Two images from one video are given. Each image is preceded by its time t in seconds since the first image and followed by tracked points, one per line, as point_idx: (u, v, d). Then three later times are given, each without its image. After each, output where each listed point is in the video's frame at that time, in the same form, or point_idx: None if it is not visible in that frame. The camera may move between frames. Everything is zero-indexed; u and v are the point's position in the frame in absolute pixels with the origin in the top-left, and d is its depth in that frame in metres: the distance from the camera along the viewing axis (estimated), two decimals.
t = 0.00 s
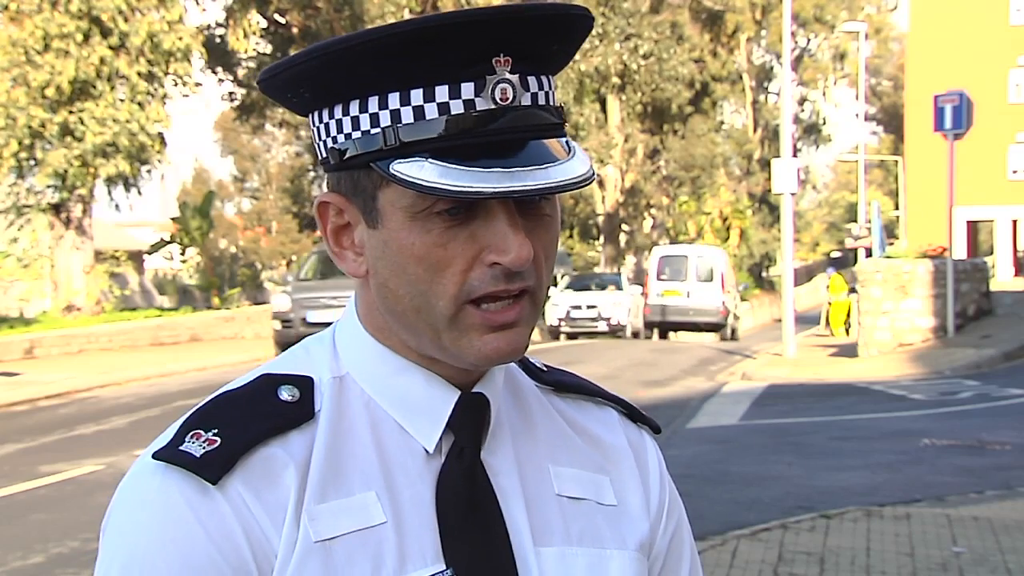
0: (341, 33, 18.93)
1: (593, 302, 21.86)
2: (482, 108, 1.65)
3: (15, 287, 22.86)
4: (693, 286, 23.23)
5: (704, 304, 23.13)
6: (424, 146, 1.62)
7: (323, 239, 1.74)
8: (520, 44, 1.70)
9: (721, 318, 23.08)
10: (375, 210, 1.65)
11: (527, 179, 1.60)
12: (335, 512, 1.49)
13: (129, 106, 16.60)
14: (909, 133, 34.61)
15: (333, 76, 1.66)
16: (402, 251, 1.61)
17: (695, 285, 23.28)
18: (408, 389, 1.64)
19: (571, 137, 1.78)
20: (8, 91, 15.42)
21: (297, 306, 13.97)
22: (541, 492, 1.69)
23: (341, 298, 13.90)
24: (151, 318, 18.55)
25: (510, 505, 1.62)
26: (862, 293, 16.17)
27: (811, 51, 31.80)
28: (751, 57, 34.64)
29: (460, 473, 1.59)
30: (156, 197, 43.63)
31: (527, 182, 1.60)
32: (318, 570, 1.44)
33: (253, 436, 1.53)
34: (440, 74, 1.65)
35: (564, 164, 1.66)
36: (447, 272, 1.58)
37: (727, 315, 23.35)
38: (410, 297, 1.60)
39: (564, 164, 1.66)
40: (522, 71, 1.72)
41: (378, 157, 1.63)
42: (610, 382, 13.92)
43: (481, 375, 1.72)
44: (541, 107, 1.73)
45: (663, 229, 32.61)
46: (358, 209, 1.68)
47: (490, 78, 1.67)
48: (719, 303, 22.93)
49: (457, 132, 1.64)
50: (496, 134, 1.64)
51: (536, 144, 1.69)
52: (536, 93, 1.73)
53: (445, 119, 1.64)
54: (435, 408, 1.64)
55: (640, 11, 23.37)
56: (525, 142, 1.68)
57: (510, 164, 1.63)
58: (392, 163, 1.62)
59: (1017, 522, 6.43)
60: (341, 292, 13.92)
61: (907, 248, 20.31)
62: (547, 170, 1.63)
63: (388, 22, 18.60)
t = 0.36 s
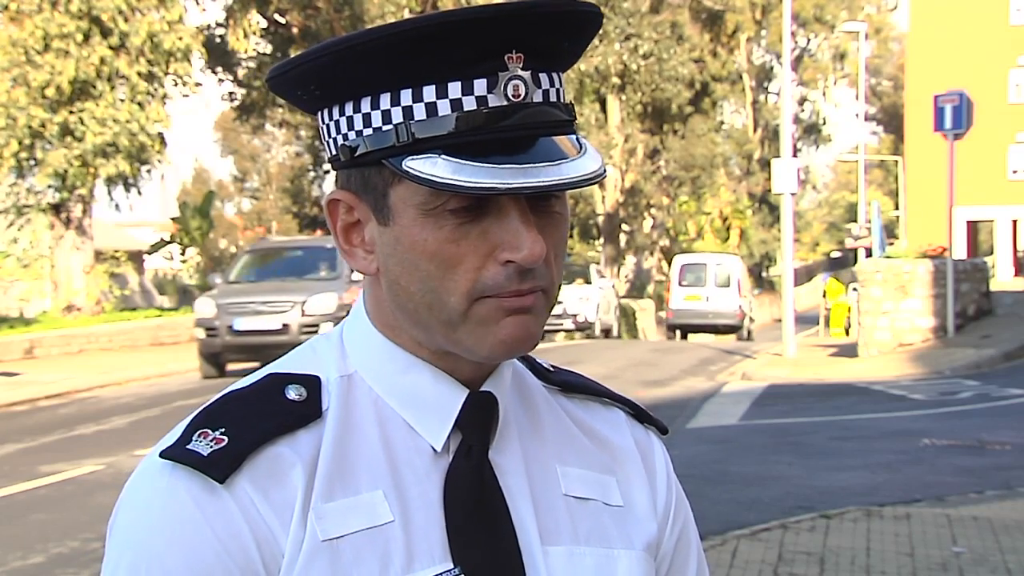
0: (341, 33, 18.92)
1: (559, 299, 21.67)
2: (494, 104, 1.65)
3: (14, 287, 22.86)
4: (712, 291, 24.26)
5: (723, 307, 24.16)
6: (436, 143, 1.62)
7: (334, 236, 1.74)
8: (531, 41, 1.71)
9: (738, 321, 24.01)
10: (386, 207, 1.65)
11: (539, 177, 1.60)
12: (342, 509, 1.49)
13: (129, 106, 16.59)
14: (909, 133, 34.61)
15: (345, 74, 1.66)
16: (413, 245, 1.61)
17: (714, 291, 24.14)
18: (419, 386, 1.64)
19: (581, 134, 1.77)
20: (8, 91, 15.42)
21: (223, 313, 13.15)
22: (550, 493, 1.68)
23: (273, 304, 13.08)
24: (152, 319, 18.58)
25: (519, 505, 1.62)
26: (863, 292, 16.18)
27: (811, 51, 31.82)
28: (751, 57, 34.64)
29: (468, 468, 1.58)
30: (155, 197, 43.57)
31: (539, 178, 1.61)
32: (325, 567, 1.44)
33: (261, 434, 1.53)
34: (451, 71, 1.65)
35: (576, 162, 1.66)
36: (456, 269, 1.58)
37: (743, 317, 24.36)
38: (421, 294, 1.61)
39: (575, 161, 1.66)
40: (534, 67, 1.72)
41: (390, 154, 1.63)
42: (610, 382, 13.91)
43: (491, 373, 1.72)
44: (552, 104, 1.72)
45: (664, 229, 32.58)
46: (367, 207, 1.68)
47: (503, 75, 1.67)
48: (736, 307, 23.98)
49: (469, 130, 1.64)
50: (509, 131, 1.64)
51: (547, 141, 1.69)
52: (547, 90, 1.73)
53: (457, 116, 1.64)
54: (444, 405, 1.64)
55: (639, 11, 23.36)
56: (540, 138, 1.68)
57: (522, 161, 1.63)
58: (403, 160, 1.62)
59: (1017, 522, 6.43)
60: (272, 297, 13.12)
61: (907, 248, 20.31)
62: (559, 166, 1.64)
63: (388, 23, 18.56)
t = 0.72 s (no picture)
0: (341, 33, 18.92)
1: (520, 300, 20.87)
2: (500, 106, 1.65)
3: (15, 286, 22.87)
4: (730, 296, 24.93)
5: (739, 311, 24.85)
6: (442, 145, 1.62)
7: (340, 238, 1.74)
8: (538, 42, 1.70)
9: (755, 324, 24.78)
10: (391, 207, 1.65)
11: (545, 180, 1.60)
12: (350, 507, 1.50)
13: (129, 106, 16.54)
14: (909, 132, 34.60)
15: (350, 76, 1.66)
16: (419, 246, 1.61)
17: (731, 294, 24.81)
18: (424, 385, 1.64)
19: (587, 135, 1.77)
20: (8, 90, 15.45)
21: (126, 323, 11.58)
22: (554, 488, 1.69)
23: (184, 313, 11.62)
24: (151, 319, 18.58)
25: (525, 503, 1.62)
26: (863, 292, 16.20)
27: (811, 51, 31.80)
28: (751, 57, 34.63)
29: (473, 466, 1.59)
30: (155, 198, 43.54)
31: (544, 179, 1.61)
32: (332, 566, 1.45)
33: (268, 430, 1.53)
34: (457, 73, 1.65)
35: (582, 164, 1.66)
36: (462, 269, 1.59)
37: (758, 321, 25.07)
38: (426, 297, 1.61)
39: (581, 164, 1.66)
40: (539, 69, 1.71)
41: (395, 156, 1.63)
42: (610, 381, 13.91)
43: (496, 371, 1.72)
44: (557, 106, 1.72)
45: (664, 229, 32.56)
46: (373, 206, 1.68)
47: (508, 77, 1.67)
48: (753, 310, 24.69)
49: (475, 130, 1.64)
50: (515, 133, 1.64)
51: (553, 143, 1.68)
52: (553, 92, 1.73)
53: (462, 118, 1.64)
54: (449, 402, 1.64)
55: (640, 11, 23.39)
56: (544, 140, 1.68)
57: (528, 162, 1.63)
58: (409, 161, 1.62)
59: (1017, 522, 6.43)
60: (184, 306, 11.67)
61: (907, 248, 20.31)
62: (564, 168, 1.64)
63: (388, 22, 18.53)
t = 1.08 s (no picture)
0: (342, 33, 18.91)
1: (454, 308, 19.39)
2: (509, 109, 1.65)
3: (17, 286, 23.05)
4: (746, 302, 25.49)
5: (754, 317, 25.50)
6: (451, 147, 1.62)
7: (347, 239, 1.73)
8: (547, 44, 1.70)
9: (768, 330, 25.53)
10: (400, 209, 1.64)
11: (555, 182, 1.60)
12: (355, 508, 1.50)
13: (129, 106, 16.52)
14: (909, 132, 34.60)
15: (360, 78, 1.66)
16: (428, 250, 1.60)
17: (747, 300, 25.41)
18: (431, 387, 1.64)
19: (596, 137, 1.76)
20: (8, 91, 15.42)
21: None
22: (559, 489, 1.69)
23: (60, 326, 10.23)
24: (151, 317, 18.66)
25: (529, 503, 1.63)
26: (862, 292, 16.19)
27: (811, 51, 31.80)
28: (751, 57, 34.64)
29: (478, 469, 1.58)
30: (154, 198, 43.43)
31: (553, 183, 1.60)
32: (337, 569, 1.45)
33: (274, 431, 1.52)
34: (465, 75, 1.65)
35: (591, 167, 1.66)
36: (471, 272, 1.58)
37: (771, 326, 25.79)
38: (434, 298, 1.60)
39: (590, 168, 1.65)
40: (550, 71, 1.71)
41: (403, 158, 1.63)
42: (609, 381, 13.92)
43: (504, 372, 1.71)
44: (568, 108, 1.72)
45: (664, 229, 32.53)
46: (381, 206, 1.67)
47: (518, 80, 1.67)
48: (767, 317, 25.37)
49: (483, 133, 1.64)
50: (523, 135, 1.64)
51: (563, 145, 1.68)
52: (562, 94, 1.72)
53: (470, 121, 1.64)
54: (457, 405, 1.63)
55: (640, 11, 23.42)
56: (554, 143, 1.67)
57: (535, 167, 1.63)
58: (417, 164, 1.62)
59: (1017, 522, 6.43)
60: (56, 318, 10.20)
61: (907, 249, 20.31)
62: (573, 172, 1.63)
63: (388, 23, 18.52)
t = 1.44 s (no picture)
0: (342, 33, 18.93)
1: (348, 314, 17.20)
2: (507, 111, 1.65)
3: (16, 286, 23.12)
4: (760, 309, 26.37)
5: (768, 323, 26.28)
6: (449, 149, 1.62)
7: (346, 242, 1.73)
8: (544, 45, 1.71)
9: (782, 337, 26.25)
10: (398, 212, 1.64)
11: (553, 183, 1.60)
12: (356, 513, 1.49)
13: (129, 106, 16.47)
14: (909, 132, 34.59)
15: (360, 80, 1.66)
16: (426, 252, 1.60)
17: (762, 307, 26.32)
18: (432, 390, 1.63)
19: (594, 139, 1.77)
20: (8, 91, 15.40)
21: None
22: (560, 494, 1.68)
23: None
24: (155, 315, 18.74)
25: (529, 507, 1.63)
26: (862, 292, 16.20)
27: (811, 51, 31.82)
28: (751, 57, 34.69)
29: (479, 473, 1.59)
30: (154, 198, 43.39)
31: (551, 185, 1.60)
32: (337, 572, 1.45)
33: (273, 435, 1.52)
34: (464, 76, 1.65)
35: (590, 168, 1.66)
36: (470, 274, 1.58)
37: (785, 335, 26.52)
38: (434, 300, 1.60)
39: (590, 168, 1.66)
40: (546, 72, 1.72)
41: (402, 161, 1.62)
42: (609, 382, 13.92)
43: (504, 376, 1.71)
44: (565, 109, 1.73)
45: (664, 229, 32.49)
46: (379, 209, 1.67)
47: (515, 81, 1.67)
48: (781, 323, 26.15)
49: (482, 134, 1.64)
50: (519, 137, 1.65)
51: (560, 146, 1.69)
52: (560, 95, 1.73)
53: (468, 123, 1.64)
54: (456, 409, 1.63)
55: (640, 11, 23.40)
56: (551, 145, 1.68)
57: (535, 168, 1.63)
58: (415, 166, 1.61)
59: (1017, 522, 6.43)
60: None
61: (907, 249, 20.30)
62: (572, 174, 1.63)
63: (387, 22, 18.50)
